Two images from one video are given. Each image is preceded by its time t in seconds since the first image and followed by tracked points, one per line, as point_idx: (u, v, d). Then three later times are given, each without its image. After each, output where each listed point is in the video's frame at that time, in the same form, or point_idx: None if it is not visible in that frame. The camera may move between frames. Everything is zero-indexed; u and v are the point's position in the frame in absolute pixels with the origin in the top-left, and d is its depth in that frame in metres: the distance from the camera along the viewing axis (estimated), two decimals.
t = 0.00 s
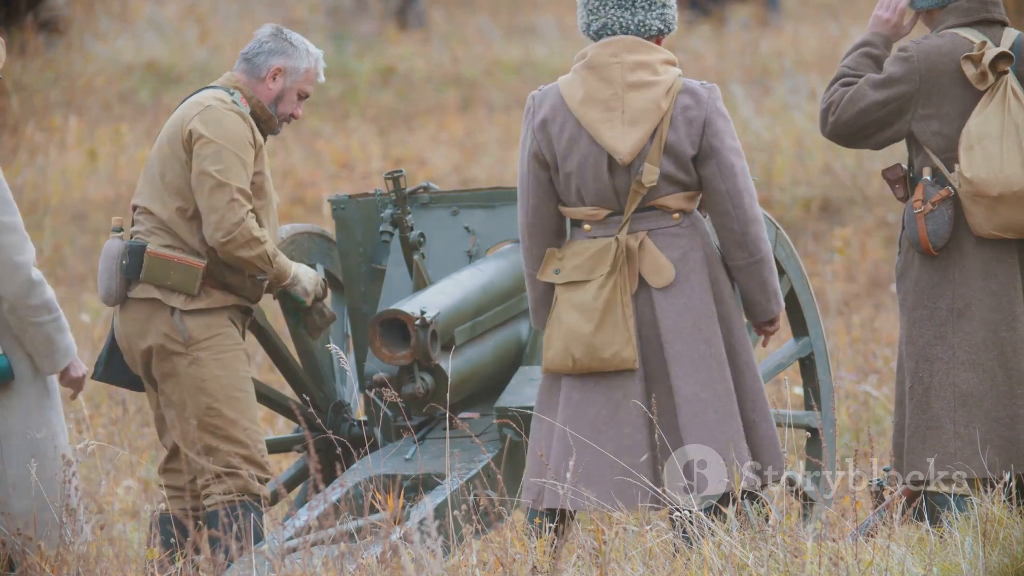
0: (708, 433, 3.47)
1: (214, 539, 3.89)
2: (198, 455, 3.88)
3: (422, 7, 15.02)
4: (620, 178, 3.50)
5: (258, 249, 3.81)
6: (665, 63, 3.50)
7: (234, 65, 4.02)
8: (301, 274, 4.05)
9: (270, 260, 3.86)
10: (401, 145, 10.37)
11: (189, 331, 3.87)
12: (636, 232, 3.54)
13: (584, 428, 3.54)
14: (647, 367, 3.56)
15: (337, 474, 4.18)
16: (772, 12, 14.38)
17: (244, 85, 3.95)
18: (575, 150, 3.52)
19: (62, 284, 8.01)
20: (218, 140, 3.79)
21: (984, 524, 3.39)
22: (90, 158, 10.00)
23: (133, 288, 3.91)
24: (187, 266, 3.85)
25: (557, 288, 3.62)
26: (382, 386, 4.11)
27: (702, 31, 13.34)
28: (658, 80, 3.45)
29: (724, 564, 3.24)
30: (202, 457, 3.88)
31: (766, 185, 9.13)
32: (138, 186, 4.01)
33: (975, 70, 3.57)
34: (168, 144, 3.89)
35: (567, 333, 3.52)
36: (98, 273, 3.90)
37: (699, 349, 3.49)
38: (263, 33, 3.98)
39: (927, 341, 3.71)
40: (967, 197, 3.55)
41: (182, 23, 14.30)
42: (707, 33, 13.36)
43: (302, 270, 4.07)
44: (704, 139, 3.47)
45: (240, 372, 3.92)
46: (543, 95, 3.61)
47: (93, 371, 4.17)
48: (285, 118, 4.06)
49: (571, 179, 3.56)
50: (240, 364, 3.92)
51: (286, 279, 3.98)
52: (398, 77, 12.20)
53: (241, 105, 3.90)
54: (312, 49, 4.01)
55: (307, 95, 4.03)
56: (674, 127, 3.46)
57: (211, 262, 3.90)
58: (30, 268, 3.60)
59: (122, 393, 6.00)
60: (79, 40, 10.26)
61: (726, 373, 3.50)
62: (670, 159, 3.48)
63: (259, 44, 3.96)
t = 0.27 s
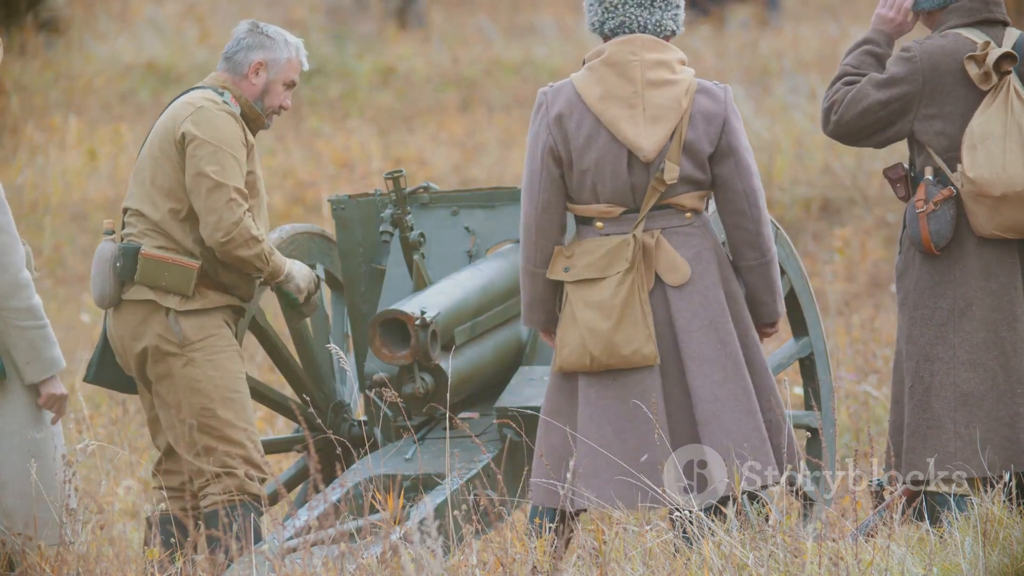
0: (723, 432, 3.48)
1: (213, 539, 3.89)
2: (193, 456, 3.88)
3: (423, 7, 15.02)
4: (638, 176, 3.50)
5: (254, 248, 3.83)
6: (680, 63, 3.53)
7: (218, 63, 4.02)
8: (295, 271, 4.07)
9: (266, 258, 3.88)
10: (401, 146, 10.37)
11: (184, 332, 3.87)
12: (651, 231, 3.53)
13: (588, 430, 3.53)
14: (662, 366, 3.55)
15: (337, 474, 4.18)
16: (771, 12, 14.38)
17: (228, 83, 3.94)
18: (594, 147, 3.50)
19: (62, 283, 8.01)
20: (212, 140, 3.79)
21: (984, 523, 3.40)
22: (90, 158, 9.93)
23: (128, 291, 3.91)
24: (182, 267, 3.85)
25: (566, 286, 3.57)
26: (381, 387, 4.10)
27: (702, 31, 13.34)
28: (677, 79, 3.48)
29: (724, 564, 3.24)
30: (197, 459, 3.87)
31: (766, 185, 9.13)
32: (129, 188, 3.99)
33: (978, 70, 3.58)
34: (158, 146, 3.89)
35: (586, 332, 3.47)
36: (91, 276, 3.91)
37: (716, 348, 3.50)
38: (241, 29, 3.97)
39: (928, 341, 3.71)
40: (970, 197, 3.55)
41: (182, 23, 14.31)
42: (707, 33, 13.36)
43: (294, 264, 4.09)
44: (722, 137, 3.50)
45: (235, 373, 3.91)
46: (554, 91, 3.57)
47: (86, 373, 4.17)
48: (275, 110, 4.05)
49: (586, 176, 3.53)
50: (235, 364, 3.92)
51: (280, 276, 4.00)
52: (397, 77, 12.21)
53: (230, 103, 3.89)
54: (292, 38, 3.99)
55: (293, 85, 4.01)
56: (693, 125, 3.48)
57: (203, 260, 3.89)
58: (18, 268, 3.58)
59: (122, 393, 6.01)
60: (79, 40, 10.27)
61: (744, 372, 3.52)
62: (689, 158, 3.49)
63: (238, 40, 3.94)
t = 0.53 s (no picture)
0: (730, 433, 3.49)
1: (212, 539, 3.89)
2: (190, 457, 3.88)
3: (423, 7, 15.03)
4: (653, 174, 3.49)
5: (248, 243, 3.83)
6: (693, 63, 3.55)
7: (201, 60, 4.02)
8: (290, 260, 4.06)
9: (261, 252, 3.88)
10: (402, 146, 10.37)
11: (183, 332, 3.87)
12: (662, 227, 3.53)
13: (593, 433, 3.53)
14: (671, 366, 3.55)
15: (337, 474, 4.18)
16: (771, 12, 14.38)
17: (213, 79, 3.95)
18: (609, 142, 3.48)
19: (62, 283, 8.02)
20: (201, 139, 3.80)
21: (984, 524, 3.40)
22: (91, 158, 9.92)
23: (127, 293, 3.91)
24: (181, 269, 3.85)
25: (573, 281, 3.53)
26: (382, 387, 4.11)
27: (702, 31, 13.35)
28: (692, 79, 3.50)
29: (724, 564, 3.24)
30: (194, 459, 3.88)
31: (766, 185, 9.14)
32: (122, 189, 4.01)
33: (982, 70, 3.57)
34: (147, 148, 3.90)
35: (598, 327, 3.44)
36: (89, 278, 3.91)
37: (722, 347, 3.52)
38: (220, 24, 3.97)
39: (930, 341, 3.71)
40: (974, 197, 3.55)
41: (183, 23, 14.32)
42: (707, 33, 13.36)
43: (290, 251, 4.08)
44: (734, 140, 3.54)
45: (232, 373, 3.92)
46: (566, 85, 3.54)
47: (82, 375, 4.17)
48: (261, 102, 4.05)
49: (599, 172, 3.51)
50: (233, 364, 3.93)
51: (277, 266, 3.99)
52: (398, 77, 12.22)
53: (217, 101, 3.90)
54: (272, 28, 3.99)
55: (277, 75, 4.01)
56: (707, 125, 3.49)
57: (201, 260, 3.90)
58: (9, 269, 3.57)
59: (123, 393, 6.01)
60: (79, 40, 10.28)
61: (751, 372, 3.53)
62: (703, 157, 3.51)
63: (217, 35, 3.95)
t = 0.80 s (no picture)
0: (729, 433, 3.51)
1: (212, 539, 3.89)
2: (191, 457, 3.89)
3: (423, 7, 15.03)
4: (660, 171, 3.50)
5: (244, 241, 3.84)
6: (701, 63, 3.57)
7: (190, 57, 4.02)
8: (288, 255, 4.08)
9: (257, 248, 3.89)
10: (402, 146, 10.37)
11: (186, 333, 3.87)
12: (666, 224, 3.53)
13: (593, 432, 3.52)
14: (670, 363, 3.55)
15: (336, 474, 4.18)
16: (771, 12, 14.38)
17: (203, 76, 3.95)
18: (617, 136, 3.48)
19: (62, 283, 8.02)
20: (194, 140, 3.80)
21: (984, 524, 3.40)
22: (91, 158, 9.92)
23: (129, 295, 3.89)
24: (184, 270, 3.86)
25: (574, 274, 3.51)
26: (382, 386, 4.10)
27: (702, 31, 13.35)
28: (701, 79, 3.51)
29: (724, 564, 3.24)
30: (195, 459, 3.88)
31: (767, 185, 9.14)
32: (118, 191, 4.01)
33: (984, 69, 3.58)
34: (143, 149, 3.90)
35: (600, 321, 3.43)
36: (90, 281, 3.89)
37: (720, 346, 3.52)
38: (206, 19, 3.97)
39: (932, 341, 3.71)
40: (976, 196, 3.55)
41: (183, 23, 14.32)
42: (707, 33, 13.36)
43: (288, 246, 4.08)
44: (739, 142, 3.57)
45: (234, 374, 3.92)
46: (574, 79, 3.52)
47: (82, 376, 4.17)
48: (252, 95, 4.06)
49: (605, 166, 3.50)
50: (235, 365, 3.93)
51: (274, 262, 4.00)
52: (398, 77, 12.22)
53: (209, 99, 3.90)
54: (258, 21, 3.99)
55: (266, 68, 4.01)
56: (714, 126, 3.51)
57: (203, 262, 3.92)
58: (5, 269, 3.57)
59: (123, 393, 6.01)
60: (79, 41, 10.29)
61: (748, 371, 3.54)
62: (708, 156, 3.52)
63: (204, 31, 3.95)
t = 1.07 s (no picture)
0: (723, 433, 3.50)
1: (212, 539, 3.89)
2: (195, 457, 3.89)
3: (423, 6, 15.03)
4: (661, 168, 3.50)
5: (244, 238, 3.85)
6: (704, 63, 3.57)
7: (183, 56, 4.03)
8: (290, 248, 4.07)
9: (258, 243, 3.89)
10: (402, 145, 10.37)
11: (190, 332, 3.88)
12: (665, 223, 3.54)
13: (591, 428, 3.51)
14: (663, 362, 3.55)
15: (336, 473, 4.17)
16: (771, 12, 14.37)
17: (196, 74, 3.96)
18: (619, 133, 3.47)
19: (62, 283, 8.02)
20: (191, 138, 3.80)
21: (984, 524, 3.40)
22: (91, 158, 9.96)
23: (133, 296, 3.89)
24: (189, 269, 3.87)
25: (571, 269, 3.51)
26: (382, 386, 4.11)
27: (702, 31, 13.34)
28: (704, 78, 3.51)
29: (724, 564, 3.24)
30: (199, 459, 3.89)
31: (766, 185, 9.14)
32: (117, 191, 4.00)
33: (986, 68, 3.58)
34: (141, 148, 3.89)
35: (596, 318, 3.43)
36: (94, 283, 3.89)
37: (713, 347, 3.53)
38: (197, 18, 3.98)
39: (934, 341, 3.71)
40: (979, 196, 3.56)
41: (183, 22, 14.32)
42: (707, 34, 13.35)
43: (289, 238, 4.09)
44: (739, 143, 3.58)
45: (238, 374, 3.93)
46: (577, 74, 3.52)
47: (84, 377, 4.17)
48: (247, 92, 4.06)
49: (606, 162, 3.50)
50: (239, 365, 3.94)
51: (275, 257, 4.01)
52: (398, 77, 12.22)
53: (205, 97, 3.90)
54: (249, 17, 3.99)
55: (259, 64, 4.01)
56: (715, 128, 3.52)
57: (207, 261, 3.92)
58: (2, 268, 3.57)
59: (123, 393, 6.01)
60: (79, 41, 10.29)
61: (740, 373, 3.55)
62: (708, 156, 3.53)
63: (196, 30, 3.95)
